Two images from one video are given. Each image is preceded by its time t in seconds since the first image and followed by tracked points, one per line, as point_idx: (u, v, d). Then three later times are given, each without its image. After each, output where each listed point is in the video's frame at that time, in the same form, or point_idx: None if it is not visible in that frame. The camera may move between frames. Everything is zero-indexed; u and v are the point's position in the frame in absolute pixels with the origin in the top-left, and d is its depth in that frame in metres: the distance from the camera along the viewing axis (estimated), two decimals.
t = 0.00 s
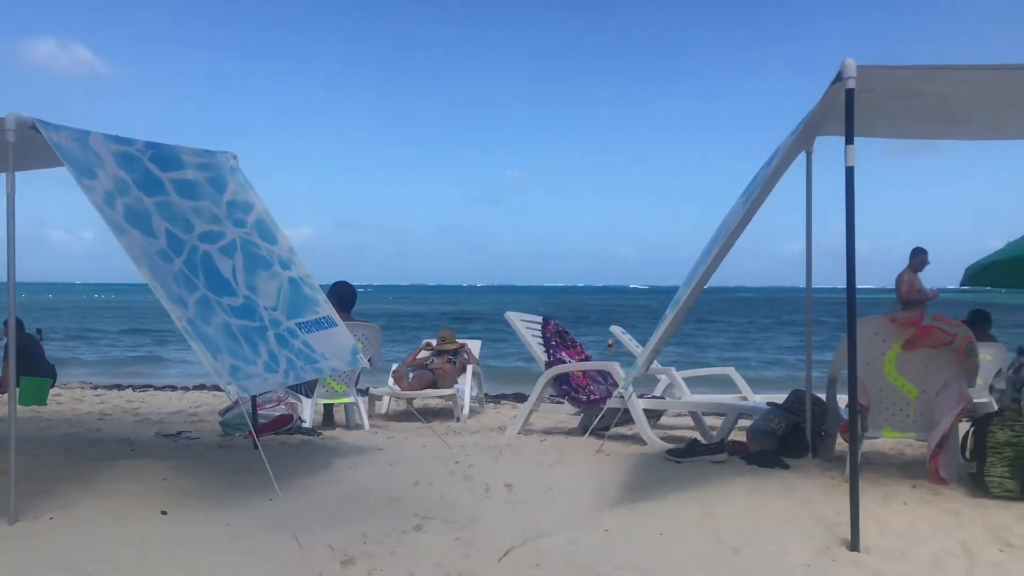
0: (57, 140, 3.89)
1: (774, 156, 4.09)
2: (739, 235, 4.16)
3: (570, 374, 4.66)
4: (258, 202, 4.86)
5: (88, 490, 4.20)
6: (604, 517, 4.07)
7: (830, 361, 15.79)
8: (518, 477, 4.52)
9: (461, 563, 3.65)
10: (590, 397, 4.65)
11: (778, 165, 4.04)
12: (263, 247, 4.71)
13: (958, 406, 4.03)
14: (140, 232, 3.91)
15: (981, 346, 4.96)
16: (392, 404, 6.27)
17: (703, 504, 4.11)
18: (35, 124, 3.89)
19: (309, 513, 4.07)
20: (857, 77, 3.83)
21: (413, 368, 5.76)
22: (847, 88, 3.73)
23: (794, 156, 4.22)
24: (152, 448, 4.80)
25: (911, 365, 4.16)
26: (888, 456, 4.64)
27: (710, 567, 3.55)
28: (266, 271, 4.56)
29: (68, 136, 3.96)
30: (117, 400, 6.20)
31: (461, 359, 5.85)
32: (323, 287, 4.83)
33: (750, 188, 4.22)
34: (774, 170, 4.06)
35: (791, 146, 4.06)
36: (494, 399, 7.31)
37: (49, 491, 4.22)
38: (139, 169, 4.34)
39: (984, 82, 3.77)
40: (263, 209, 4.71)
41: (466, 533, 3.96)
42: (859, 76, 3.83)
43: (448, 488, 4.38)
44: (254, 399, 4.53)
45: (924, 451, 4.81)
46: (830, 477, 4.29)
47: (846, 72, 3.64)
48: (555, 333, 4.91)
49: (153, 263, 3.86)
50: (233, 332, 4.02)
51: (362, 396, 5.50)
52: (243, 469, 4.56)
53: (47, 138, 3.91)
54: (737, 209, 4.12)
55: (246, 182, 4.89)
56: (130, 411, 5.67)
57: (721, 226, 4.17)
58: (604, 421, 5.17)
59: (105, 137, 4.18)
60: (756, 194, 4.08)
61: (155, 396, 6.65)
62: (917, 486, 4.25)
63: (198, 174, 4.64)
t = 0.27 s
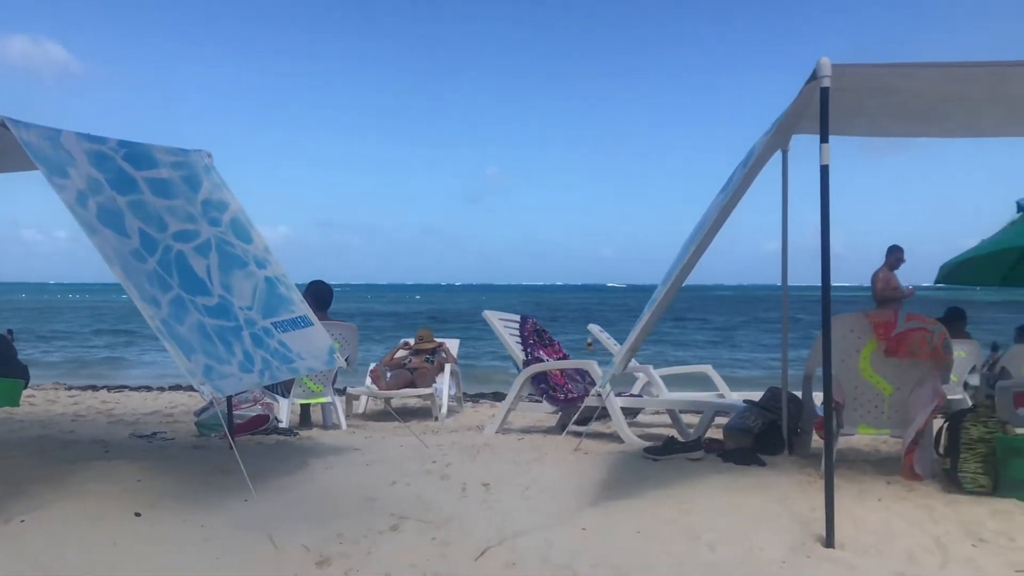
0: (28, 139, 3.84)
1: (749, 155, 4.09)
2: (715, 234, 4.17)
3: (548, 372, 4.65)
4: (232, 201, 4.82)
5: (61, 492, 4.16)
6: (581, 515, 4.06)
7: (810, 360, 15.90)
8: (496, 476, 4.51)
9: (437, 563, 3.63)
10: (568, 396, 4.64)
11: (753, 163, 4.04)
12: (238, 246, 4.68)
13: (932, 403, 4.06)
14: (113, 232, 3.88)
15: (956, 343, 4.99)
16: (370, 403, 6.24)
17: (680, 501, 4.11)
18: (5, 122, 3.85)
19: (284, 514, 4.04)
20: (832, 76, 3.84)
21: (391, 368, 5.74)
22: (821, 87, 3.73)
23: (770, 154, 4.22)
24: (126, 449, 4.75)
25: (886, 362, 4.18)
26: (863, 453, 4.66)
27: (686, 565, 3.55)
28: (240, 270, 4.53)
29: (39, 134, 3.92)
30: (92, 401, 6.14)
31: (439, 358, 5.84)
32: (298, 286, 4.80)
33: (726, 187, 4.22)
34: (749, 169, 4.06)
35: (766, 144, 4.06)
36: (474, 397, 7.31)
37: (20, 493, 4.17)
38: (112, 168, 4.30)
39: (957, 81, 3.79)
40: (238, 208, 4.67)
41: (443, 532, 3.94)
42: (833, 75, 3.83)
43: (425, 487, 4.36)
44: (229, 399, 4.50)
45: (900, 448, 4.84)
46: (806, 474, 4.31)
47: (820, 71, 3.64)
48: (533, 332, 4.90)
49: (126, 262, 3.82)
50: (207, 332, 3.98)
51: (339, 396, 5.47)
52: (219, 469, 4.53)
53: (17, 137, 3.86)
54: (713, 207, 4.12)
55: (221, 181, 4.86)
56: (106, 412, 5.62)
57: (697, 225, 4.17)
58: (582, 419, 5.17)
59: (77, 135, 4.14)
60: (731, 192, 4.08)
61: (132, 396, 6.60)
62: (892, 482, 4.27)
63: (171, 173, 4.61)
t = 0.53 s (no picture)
0: None
1: (721, 152, 4.10)
2: (689, 231, 4.18)
3: (526, 370, 4.65)
4: (207, 200, 4.80)
5: (33, 493, 4.11)
6: (558, 513, 4.07)
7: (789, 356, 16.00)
8: (473, 474, 4.51)
9: (414, 561, 3.62)
10: (545, 393, 4.65)
11: (724, 160, 4.06)
12: (212, 245, 4.66)
13: (905, 399, 4.10)
14: (84, 231, 3.84)
15: (929, 338, 5.04)
16: (347, 402, 6.23)
17: (655, 498, 4.13)
18: None
19: (260, 514, 4.02)
20: (804, 74, 3.86)
21: (368, 366, 5.74)
22: (792, 85, 3.74)
23: (742, 152, 4.24)
24: (100, 450, 4.71)
25: (859, 358, 4.22)
26: (837, 448, 4.70)
27: (661, 561, 3.56)
28: (214, 270, 4.51)
29: (9, 132, 3.88)
30: (65, 402, 6.08)
31: (416, 356, 5.85)
32: (273, 285, 4.78)
33: (699, 184, 4.23)
34: (721, 166, 4.08)
35: (738, 142, 4.07)
36: (452, 396, 7.31)
37: None
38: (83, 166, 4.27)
39: (926, 78, 3.82)
40: (212, 207, 4.65)
41: (419, 531, 3.94)
42: (804, 72, 3.85)
43: (401, 486, 4.36)
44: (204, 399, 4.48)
45: (873, 443, 4.88)
46: (781, 470, 4.34)
47: (791, 69, 3.65)
48: (510, 329, 4.90)
49: (97, 262, 3.79)
50: (180, 332, 3.96)
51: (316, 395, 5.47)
52: (194, 470, 4.50)
53: None
54: (685, 205, 4.14)
55: (194, 179, 4.84)
56: (79, 413, 5.57)
57: (670, 222, 4.18)
58: (559, 416, 5.18)
59: (47, 133, 4.10)
60: (703, 189, 4.09)
61: (105, 397, 6.54)
62: (866, 477, 4.31)
63: (144, 172, 4.58)
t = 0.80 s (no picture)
0: None
1: (692, 150, 4.12)
2: (660, 227, 4.19)
3: (500, 367, 4.65)
4: (177, 197, 4.77)
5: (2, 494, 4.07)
6: (531, 509, 4.07)
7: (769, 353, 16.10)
8: (447, 471, 4.51)
9: (386, 560, 3.61)
10: (520, 390, 4.65)
11: (695, 157, 4.07)
12: (183, 244, 4.63)
13: (874, 392, 4.13)
14: (52, 229, 3.80)
15: (900, 333, 5.08)
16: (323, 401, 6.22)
17: (628, 493, 4.14)
18: None
19: (232, 513, 4.00)
20: (773, 71, 3.88)
21: (343, 364, 5.73)
22: (762, 82, 3.75)
23: (713, 149, 4.26)
24: (71, 450, 4.67)
25: (829, 353, 4.25)
26: (809, 442, 4.73)
27: (634, 556, 3.57)
28: (185, 268, 4.48)
29: None
30: (36, 403, 6.03)
31: (392, 354, 5.86)
32: (245, 284, 4.76)
33: (671, 181, 4.24)
34: (692, 163, 4.09)
35: (709, 139, 4.09)
36: (429, 393, 7.31)
37: None
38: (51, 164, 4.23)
39: (895, 77, 3.85)
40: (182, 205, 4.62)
41: (392, 529, 3.92)
42: (774, 70, 3.86)
43: (375, 484, 4.35)
44: (176, 398, 4.46)
45: (845, 437, 4.92)
46: (753, 464, 4.36)
47: (760, 66, 3.66)
48: (485, 326, 4.90)
49: (65, 260, 3.75)
50: (151, 331, 3.93)
51: (290, 394, 5.46)
52: (166, 470, 4.47)
53: None
54: (657, 201, 4.15)
55: (165, 177, 4.81)
56: (50, 413, 5.52)
57: (642, 219, 4.19)
58: (534, 413, 5.19)
59: (14, 130, 4.05)
60: (674, 186, 4.10)
61: (78, 397, 6.48)
62: (837, 471, 4.35)
63: (113, 169, 4.54)
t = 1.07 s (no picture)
0: None
1: (664, 146, 4.12)
2: (632, 223, 4.19)
3: (474, 364, 4.64)
4: (146, 194, 4.72)
5: None
6: (504, 506, 4.06)
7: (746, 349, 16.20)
8: (420, 469, 4.49)
9: (358, 558, 3.58)
10: (493, 387, 4.64)
11: (666, 154, 4.07)
12: (152, 241, 4.58)
13: (845, 387, 4.15)
14: (18, 227, 3.75)
15: (871, 328, 5.12)
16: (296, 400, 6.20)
17: (601, 489, 4.14)
18: None
19: (203, 513, 3.96)
20: (744, 67, 3.88)
21: (316, 362, 5.72)
22: (732, 79, 3.75)
23: (684, 145, 4.26)
24: (39, 451, 4.62)
25: (800, 348, 4.26)
26: (781, 437, 4.76)
27: (606, 552, 3.56)
28: (155, 266, 4.44)
29: None
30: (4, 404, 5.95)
31: (365, 351, 5.87)
32: (215, 282, 4.72)
33: (642, 177, 4.24)
34: (663, 159, 4.09)
35: (680, 135, 4.09)
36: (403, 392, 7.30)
37: None
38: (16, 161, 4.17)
39: (863, 72, 3.86)
40: (151, 202, 4.58)
41: (364, 528, 3.90)
42: (743, 66, 3.86)
43: (348, 483, 4.33)
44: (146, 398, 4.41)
45: (816, 432, 4.96)
46: (725, 459, 4.38)
47: (731, 62, 3.65)
48: (459, 324, 4.89)
49: (31, 258, 3.70)
50: (119, 330, 3.88)
51: (262, 392, 5.44)
52: (137, 471, 4.42)
53: None
54: (629, 198, 4.15)
55: (134, 174, 4.76)
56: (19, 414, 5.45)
57: (614, 215, 4.19)
58: (508, 410, 5.19)
59: None
60: (645, 183, 4.10)
61: (47, 398, 6.40)
62: (808, 465, 4.37)
63: (80, 166, 4.49)
